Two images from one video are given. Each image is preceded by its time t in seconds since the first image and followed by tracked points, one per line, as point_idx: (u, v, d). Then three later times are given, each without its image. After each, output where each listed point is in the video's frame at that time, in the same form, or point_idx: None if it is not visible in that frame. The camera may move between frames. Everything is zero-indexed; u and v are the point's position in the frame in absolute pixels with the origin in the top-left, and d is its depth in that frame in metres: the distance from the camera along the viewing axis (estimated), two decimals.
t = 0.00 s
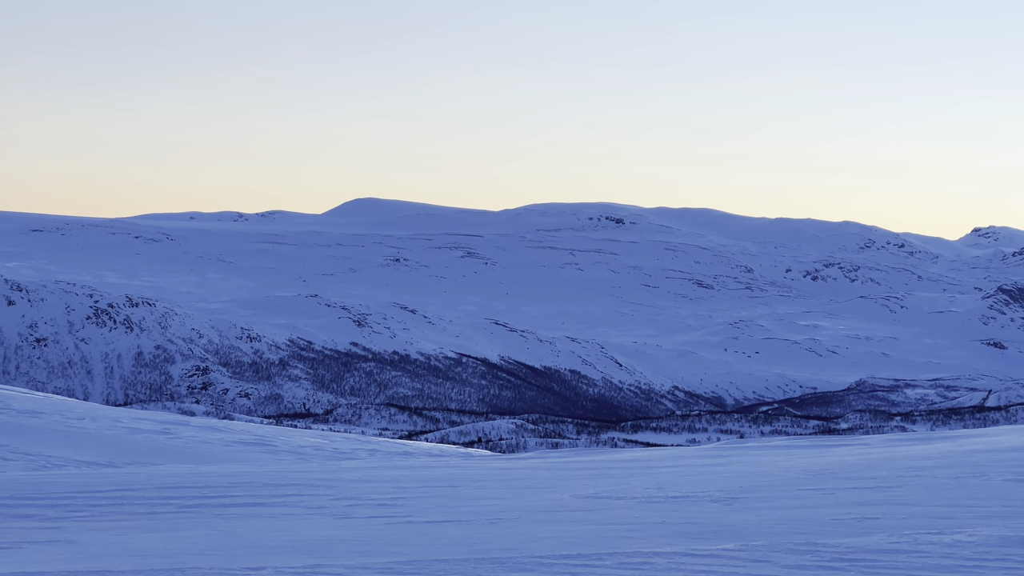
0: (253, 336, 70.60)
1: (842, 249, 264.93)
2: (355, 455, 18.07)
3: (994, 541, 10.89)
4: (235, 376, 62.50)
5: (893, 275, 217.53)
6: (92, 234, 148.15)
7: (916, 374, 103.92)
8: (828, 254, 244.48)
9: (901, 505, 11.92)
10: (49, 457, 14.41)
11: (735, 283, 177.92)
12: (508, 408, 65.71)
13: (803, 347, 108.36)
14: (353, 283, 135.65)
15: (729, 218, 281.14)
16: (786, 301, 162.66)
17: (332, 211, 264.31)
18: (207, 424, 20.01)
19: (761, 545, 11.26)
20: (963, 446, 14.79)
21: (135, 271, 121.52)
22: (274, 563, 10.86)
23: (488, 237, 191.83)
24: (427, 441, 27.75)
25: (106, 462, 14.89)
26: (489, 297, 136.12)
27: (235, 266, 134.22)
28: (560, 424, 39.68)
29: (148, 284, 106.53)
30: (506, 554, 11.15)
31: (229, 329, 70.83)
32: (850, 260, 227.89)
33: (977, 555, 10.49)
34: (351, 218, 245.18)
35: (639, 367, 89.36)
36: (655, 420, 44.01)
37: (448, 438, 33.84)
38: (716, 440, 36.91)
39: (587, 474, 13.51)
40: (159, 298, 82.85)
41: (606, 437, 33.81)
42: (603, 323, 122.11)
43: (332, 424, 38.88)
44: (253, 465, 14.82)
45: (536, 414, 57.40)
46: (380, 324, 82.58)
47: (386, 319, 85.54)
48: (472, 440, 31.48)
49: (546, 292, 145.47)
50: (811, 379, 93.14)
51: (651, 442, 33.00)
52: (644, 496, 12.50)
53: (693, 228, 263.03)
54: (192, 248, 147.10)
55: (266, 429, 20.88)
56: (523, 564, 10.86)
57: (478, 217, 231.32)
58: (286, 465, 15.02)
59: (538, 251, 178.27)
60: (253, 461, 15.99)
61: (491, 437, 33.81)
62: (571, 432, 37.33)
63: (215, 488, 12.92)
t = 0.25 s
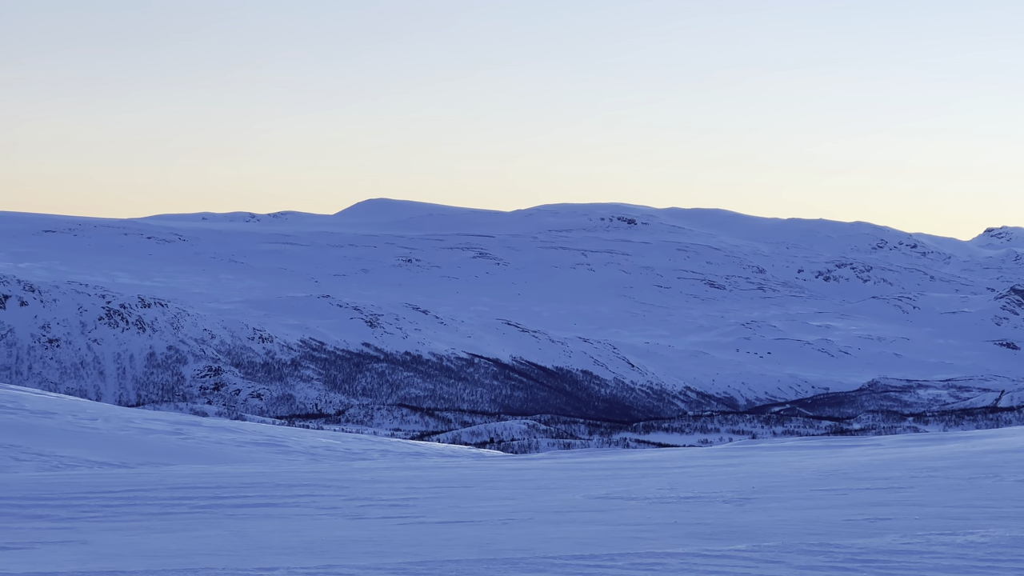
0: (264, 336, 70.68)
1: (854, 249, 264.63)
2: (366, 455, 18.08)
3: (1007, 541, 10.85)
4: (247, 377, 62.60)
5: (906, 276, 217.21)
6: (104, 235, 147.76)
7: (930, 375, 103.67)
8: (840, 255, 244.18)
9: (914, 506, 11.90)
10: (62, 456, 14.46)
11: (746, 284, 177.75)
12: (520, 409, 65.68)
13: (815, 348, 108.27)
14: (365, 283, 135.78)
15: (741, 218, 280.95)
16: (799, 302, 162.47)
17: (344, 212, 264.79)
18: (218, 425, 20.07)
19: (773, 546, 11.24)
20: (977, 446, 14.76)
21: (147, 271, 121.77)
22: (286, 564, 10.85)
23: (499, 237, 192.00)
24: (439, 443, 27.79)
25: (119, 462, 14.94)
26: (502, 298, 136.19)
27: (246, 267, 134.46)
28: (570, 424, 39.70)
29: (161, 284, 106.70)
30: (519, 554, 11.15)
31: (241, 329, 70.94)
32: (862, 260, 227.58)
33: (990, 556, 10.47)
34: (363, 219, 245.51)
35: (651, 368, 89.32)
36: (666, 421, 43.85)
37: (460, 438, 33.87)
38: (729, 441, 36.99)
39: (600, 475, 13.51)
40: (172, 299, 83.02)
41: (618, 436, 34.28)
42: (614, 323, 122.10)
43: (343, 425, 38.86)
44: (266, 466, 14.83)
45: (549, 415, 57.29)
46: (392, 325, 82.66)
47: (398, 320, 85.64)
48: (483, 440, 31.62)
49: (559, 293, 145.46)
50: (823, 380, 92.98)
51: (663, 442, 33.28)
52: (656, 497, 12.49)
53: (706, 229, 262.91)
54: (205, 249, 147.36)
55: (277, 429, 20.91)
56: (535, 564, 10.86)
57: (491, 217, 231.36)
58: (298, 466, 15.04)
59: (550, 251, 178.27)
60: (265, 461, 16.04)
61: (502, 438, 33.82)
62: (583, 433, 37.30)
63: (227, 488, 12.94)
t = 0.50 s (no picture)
0: (277, 337, 70.74)
1: (867, 250, 264.25)
2: (379, 456, 18.09)
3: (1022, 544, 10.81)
4: (261, 377, 62.67)
5: (918, 277, 216.82)
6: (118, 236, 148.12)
7: (943, 376, 103.38)
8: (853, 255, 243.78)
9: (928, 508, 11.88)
10: (76, 458, 14.53)
11: (758, 284, 177.57)
12: (533, 410, 65.64)
13: (828, 348, 108.16)
14: (377, 284, 135.97)
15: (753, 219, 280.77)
16: (812, 303, 162.29)
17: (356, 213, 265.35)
18: (232, 426, 20.14)
19: (787, 547, 11.21)
20: (991, 448, 14.72)
21: (160, 272, 122.15)
22: (299, 565, 10.85)
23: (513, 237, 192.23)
24: (450, 444, 27.98)
25: (133, 463, 15.02)
26: (515, 299, 136.27)
27: (258, 268, 134.81)
28: (581, 426, 39.65)
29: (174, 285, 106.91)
30: (533, 555, 11.14)
31: (255, 329, 71.08)
32: (874, 261, 227.22)
33: (1005, 558, 10.44)
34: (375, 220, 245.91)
35: (663, 369, 89.28)
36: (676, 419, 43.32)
37: (474, 438, 33.95)
38: (742, 441, 37.22)
39: (613, 477, 13.52)
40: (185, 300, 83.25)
41: (630, 437, 34.95)
42: (626, 324, 122.10)
43: (355, 427, 38.86)
44: (279, 467, 14.86)
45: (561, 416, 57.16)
46: (405, 326, 82.76)
47: (410, 321, 85.75)
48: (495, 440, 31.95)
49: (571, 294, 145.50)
50: (836, 381, 92.81)
51: (675, 442, 33.92)
52: (669, 499, 12.49)
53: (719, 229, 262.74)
54: (217, 249, 147.77)
55: (291, 430, 20.96)
56: (549, 565, 10.84)
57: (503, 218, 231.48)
58: (310, 467, 15.05)
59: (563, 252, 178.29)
60: (278, 463, 16.10)
61: (515, 439, 33.84)
62: (596, 434, 37.25)
63: (241, 489, 12.96)
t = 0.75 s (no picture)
0: (289, 338, 70.76)
1: (879, 250, 264.01)
2: (391, 457, 18.14)
3: None
4: (273, 378, 62.71)
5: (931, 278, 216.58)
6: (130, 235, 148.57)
7: (956, 377, 103.16)
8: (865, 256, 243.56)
9: (941, 508, 11.86)
10: (88, 459, 14.58)
11: (770, 285, 177.48)
12: (545, 411, 65.57)
13: (839, 349, 108.09)
14: (388, 284, 136.18)
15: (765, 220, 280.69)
16: (824, 303, 162.21)
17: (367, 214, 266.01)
18: (243, 427, 20.22)
19: (799, 548, 11.18)
20: (1005, 448, 14.70)
21: (171, 273, 122.53)
22: (310, 565, 10.82)
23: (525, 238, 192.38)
24: (460, 445, 28.21)
25: (145, 464, 15.06)
26: (527, 299, 136.44)
27: (269, 268, 135.15)
28: (594, 427, 39.57)
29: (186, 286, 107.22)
30: (546, 556, 11.11)
31: (266, 330, 71.17)
32: (886, 262, 226.99)
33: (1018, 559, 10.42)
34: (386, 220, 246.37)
35: (675, 370, 89.27)
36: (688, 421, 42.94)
37: (485, 438, 34.02)
38: (754, 441, 37.42)
39: (625, 477, 13.54)
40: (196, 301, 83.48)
41: (642, 437, 35.52)
42: (638, 324, 122.17)
43: (367, 427, 38.94)
44: (292, 468, 14.87)
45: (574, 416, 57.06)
46: (416, 326, 82.82)
47: (422, 321, 85.84)
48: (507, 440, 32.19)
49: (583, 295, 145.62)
50: (848, 382, 92.71)
51: (687, 442, 34.54)
52: (681, 499, 12.48)
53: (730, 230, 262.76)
54: (229, 250, 148.24)
55: (303, 431, 21.07)
56: (562, 566, 10.81)
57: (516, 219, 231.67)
58: (323, 467, 15.06)
59: (574, 253, 178.38)
60: (290, 464, 16.14)
61: (527, 439, 33.78)
62: (608, 435, 37.29)
63: (253, 490, 12.99)
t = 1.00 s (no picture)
0: (301, 338, 70.82)
1: (891, 250, 263.77)
2: (401, 457, 18.21)
3: None
4: (284, 379, 62.81)
5: (942, 279, 216.36)
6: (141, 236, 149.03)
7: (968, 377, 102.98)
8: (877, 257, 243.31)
9: (953, 509, 11.84)
10: (99, 458, 14.62)
11: (781, 285, 177.42)
12: (557, 412, 65.57)
13: (851, 349, 108.00)
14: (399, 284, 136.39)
15: (776, 220, 280.56)
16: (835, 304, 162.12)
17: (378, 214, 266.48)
18: (253, 426, 20.32)
19: (810, 549, 11.16)
20: (1017, 450, 14.68)
21: (183, 273, 122.92)
22: (321, 566, 10.82)
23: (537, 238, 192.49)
24: (473, 446, 28.49)
25: (155, 463, 15.11)
26: (538, 300, 136.57)
27: (280, 268, 135.45)
28: (605, 427, 39.67)
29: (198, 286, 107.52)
30: (557, 556, 11.09)
31: (278, 330, 71.27)
32: (897, 262, 226.78)
33: None
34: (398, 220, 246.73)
35: (687, 370, 89.27)
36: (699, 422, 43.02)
37: (495, 438, 34.14)
38: (764, 441, 37.51)
39: (635, 477, 13.56)
40: (207, 301, 83.67)
41: (653, 437, 35.80)
42: (649, 325, 122.24)
43: (378, 428, 39.08)
44: (303, 469, 14.89)
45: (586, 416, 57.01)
46: (428, 327, 82.93)
47: (433, 322, 85.94)
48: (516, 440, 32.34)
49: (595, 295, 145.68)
50: (859, 383, 92.60)
51: (698, 442, 34.95)
52: (692, 500, 12.48)
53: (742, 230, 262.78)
54: (240, 250, 148.63)
55: (314, 431, 21.18)
56: (573, 567, 10.80)
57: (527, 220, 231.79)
58: (334, 468, 15.08)
59: (586, 253, 178.42)
60: (301, 464, 16.18)
61: (538, 439, 33.85)
62: (619, 435, 37.40)
63: (264, 490, 13.00)
